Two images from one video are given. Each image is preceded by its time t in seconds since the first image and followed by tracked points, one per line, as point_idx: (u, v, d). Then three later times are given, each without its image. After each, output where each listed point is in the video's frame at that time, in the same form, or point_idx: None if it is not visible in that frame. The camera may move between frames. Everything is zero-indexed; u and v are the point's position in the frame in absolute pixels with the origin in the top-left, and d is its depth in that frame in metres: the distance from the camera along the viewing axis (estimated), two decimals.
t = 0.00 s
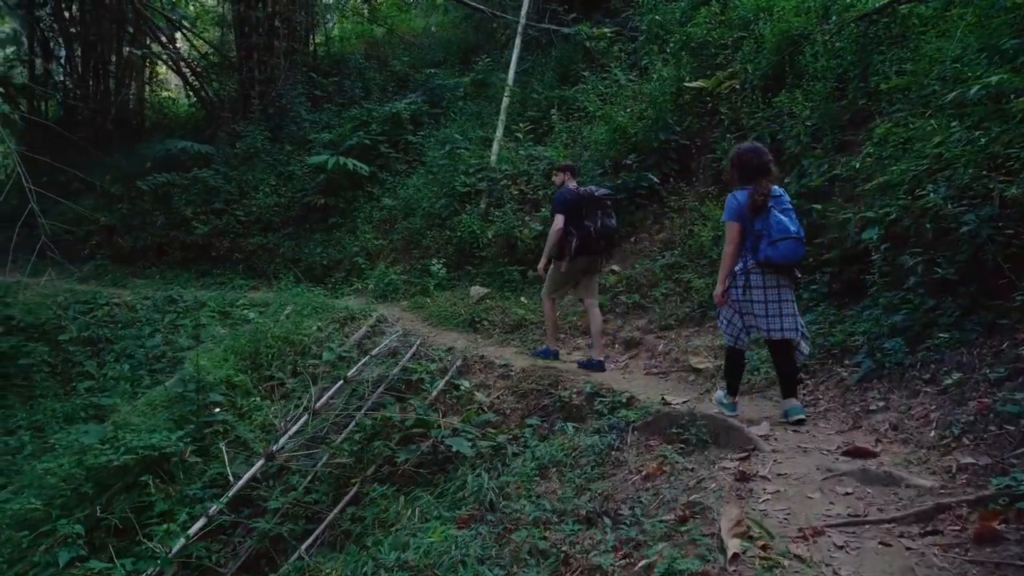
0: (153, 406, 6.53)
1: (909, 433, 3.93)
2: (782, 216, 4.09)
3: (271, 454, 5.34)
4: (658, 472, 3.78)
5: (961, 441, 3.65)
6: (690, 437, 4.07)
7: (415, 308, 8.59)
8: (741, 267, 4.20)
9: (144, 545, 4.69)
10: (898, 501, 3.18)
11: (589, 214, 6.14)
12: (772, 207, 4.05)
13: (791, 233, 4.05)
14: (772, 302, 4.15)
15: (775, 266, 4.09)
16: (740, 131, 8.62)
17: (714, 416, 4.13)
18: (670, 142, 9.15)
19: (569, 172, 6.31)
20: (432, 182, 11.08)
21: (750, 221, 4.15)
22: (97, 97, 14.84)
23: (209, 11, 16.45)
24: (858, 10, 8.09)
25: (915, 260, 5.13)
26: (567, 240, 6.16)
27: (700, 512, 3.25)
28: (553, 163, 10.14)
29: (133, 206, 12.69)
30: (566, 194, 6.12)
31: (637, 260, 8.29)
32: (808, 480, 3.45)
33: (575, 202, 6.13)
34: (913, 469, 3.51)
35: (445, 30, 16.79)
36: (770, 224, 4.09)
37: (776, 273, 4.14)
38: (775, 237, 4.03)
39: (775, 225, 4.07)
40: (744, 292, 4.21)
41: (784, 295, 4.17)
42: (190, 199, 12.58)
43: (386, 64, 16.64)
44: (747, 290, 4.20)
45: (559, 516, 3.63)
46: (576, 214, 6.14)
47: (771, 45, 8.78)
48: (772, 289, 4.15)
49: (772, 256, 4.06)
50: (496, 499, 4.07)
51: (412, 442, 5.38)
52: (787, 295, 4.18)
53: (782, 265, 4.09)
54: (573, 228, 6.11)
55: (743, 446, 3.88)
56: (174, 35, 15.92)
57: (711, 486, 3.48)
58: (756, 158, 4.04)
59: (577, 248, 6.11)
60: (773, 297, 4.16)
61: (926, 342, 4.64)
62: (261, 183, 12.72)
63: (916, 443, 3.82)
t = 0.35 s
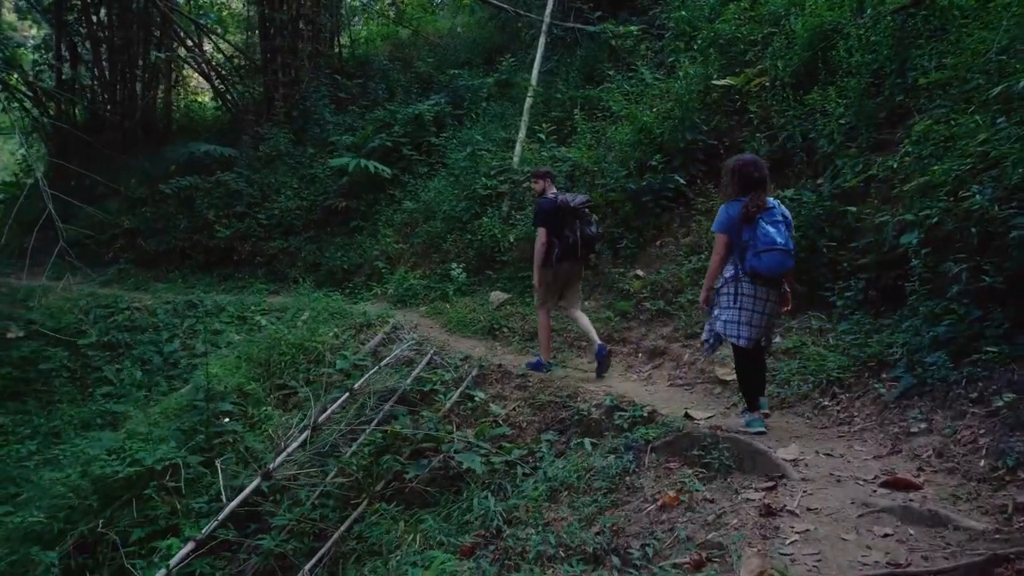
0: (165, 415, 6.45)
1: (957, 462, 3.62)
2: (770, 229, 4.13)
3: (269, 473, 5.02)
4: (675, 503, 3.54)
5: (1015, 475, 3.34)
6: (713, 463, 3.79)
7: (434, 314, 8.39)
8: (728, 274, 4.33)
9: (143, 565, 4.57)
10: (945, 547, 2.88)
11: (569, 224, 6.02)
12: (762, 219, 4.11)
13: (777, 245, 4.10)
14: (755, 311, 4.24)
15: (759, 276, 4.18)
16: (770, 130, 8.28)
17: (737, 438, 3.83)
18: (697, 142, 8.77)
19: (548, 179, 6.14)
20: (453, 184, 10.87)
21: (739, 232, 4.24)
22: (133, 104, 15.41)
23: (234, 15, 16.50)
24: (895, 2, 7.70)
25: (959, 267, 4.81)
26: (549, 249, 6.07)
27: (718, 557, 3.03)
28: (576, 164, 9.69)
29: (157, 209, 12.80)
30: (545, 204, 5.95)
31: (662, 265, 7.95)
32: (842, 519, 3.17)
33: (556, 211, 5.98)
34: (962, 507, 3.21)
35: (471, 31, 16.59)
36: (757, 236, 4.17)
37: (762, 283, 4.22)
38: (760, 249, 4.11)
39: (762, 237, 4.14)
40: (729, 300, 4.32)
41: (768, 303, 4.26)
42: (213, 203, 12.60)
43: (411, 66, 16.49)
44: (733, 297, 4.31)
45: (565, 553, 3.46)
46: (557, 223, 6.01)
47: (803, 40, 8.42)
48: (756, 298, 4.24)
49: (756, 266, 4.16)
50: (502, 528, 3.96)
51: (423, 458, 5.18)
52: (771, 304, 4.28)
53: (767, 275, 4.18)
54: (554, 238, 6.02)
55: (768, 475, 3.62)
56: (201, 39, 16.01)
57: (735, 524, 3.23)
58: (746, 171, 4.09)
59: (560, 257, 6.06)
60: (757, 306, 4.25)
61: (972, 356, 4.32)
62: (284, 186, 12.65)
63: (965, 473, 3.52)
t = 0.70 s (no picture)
0: (174, 425, 6.39)
1: (1004, 493, 3.34)
2: (769, 248, 4.09)
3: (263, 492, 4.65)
4: (689, 536, 3.31)
5: None
6: (733, 488, 3.55)
7: (450, 321, 8.20)
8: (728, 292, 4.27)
9: None
10: None
11: (558, 226, 6.47)
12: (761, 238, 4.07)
13: (776, 265, 4.06)
14: (754, 329, 4.18)
15: (758, 295, 4.13)
16: (796, 131, 7.99)
17: (759, 462, 3.62)
18: (720, 144, 8.44)
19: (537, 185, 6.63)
20: (470, 188, 10.68)
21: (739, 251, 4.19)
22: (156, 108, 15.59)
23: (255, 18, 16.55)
24: None
25: (999, 276, 4.55)
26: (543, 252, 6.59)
27: None
28: (597, 168, 9.28)
29: (176, 215, 12.91)
30: (536, 209, 6.47)
31: (685, 271, 7.64)
32: (873, 560, 2.93)
33: (546, 215, 6.48)
34: (1009, 548, 2.94)
35: (492, 34, 16.38)
36: (757, 255, 4.12)
37: (762, 302, 4.16)
38: (759, 268, 4.06)
39: (761, 256, 4.09)
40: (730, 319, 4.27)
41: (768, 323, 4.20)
42: (231, 208, 12.59)
43: (431, 69, 16.32)
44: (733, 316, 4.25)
45: None
46: (549, 226, 6.50)
47: (831, 37, 8.12)
48: (756, 318, 4.18)
49: (756, 286, 4.10)
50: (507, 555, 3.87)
51: (431, 472, 4.98)
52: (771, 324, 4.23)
53: (765, 295, 4.13)
54: (544, 241, 6.52)
55: (793, 506, 3.40)
56: (222, 45, 16.08)
57: (754, 565, 3.01)
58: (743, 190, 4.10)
59: (551, 259, 6.52)
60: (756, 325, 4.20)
61: (1015, 373, 4.03)
62: (302, 190, 12.58)
63: (1014, 507, 3.23)
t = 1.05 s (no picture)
0: (177, 438, 6.26)
1: None
2: (770, 252, 4.07)
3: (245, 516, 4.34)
4: None
5: None
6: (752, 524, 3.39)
7: (460, 330, 7.94)
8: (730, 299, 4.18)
9: None
10: None
11: (556, 234, 6.13)
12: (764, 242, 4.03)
13: (779, 268, 4.03)
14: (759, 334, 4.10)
15: (763, 299, 4.06)
16: (820, 133, 7.67)
17: (779, 497, 3.47)
18: (740, 147, 8.13)
19: (535, 192, 6.30)
20: (484, 193, 10.44)
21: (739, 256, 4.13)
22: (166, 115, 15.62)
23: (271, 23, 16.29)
24: None
25: None
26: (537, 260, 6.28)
27: None
28: (613, 172, 8.95)
29: (190, 221, 12.88)
30: (532, 216, 6.13)
31: (703, 279, 7.31)
32: None
33: (542, 223, 6.14)
34: None
35: (510, 37, 16.15)
36: (759, 259, 4.08)
37: (765, 306, 4.10)
38: (765, 271, 4.01)
39: (764, 260, 4.06)
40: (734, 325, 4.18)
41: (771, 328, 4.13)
42: (245, 214, 12.53)
43: (447, 74, 16.13)
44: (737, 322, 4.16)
45: None
46: (545, 234, 6.16)
47: (856, 34, 7.80)
48: (760, 322, 4.12)
49: (762, 289, 4.03)
50: None
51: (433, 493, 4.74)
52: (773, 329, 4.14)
53: (770, 298, 4.07)
54: (540, 249, 6.20)
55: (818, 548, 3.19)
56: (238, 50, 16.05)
57: None
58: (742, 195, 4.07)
59: (546, 268, 6.21)
60: (759, 329, 4.13)
61: None
62: (316, 196, 12.45)
63: None
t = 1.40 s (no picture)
0: (172, 454, 6.06)
1: None
2: (751, 267, 4.18)
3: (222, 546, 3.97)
4: None
5: None
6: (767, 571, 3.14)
7: (467, 341, 7.68)
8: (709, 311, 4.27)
9: None
10: None
11: (557, 236, 5.87)
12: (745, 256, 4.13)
13: (759, 283, 4.13)
14: (735, 348, 4.21)
15: (742, 313, 4.15)
16: (842, 135, 7.34)
17: (795, 542, 3.21)
18: (758, 150, 7.81)
19: (534, 193, 6.02)
20: (494, 199, 10.20)
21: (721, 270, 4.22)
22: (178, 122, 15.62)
23: (285, 29, 16.19)
24: None
25: None
26: (533, 261, 5.92)
27: None
28: (626, 177, 8.68)
29: (201, 229, 12.79)
30: (532, 215, 5.81)
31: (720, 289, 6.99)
32: None
33: (543, 223, 5.84)
34: None
35: (524, 41, 15.92)
36: (740, 274, 4.18)
37: (743, 320, 4.20)
38: (745, 285, 4.10)
39: (745, 274, 4.15)
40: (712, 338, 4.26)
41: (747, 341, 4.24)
42: (255, 222, 12.42)
43: (461, 79, 15.92)
44: (714, 335, 4.25)
45: None
46: (545, 235, 5.85)
47: (879, 32, 7.48)
48: (737, 335, 4.21)
49: (741, 303, 4.13)
50: None
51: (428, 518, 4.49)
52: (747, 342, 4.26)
53: (748, 312, 4.17)
54: (540, 250, 5.85)
55: None
56: (251, 56, 16.00)
57: None
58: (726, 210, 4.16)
59: (544, 269, 5.86)
60: (736, 342, 4.23)
61: None
62: (326, 203, 12.29)
63: None
